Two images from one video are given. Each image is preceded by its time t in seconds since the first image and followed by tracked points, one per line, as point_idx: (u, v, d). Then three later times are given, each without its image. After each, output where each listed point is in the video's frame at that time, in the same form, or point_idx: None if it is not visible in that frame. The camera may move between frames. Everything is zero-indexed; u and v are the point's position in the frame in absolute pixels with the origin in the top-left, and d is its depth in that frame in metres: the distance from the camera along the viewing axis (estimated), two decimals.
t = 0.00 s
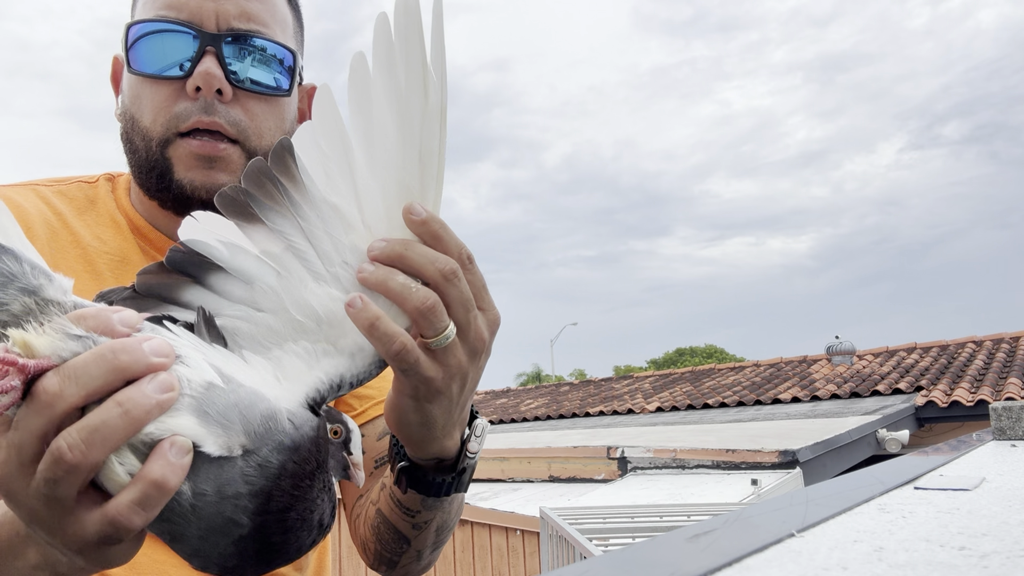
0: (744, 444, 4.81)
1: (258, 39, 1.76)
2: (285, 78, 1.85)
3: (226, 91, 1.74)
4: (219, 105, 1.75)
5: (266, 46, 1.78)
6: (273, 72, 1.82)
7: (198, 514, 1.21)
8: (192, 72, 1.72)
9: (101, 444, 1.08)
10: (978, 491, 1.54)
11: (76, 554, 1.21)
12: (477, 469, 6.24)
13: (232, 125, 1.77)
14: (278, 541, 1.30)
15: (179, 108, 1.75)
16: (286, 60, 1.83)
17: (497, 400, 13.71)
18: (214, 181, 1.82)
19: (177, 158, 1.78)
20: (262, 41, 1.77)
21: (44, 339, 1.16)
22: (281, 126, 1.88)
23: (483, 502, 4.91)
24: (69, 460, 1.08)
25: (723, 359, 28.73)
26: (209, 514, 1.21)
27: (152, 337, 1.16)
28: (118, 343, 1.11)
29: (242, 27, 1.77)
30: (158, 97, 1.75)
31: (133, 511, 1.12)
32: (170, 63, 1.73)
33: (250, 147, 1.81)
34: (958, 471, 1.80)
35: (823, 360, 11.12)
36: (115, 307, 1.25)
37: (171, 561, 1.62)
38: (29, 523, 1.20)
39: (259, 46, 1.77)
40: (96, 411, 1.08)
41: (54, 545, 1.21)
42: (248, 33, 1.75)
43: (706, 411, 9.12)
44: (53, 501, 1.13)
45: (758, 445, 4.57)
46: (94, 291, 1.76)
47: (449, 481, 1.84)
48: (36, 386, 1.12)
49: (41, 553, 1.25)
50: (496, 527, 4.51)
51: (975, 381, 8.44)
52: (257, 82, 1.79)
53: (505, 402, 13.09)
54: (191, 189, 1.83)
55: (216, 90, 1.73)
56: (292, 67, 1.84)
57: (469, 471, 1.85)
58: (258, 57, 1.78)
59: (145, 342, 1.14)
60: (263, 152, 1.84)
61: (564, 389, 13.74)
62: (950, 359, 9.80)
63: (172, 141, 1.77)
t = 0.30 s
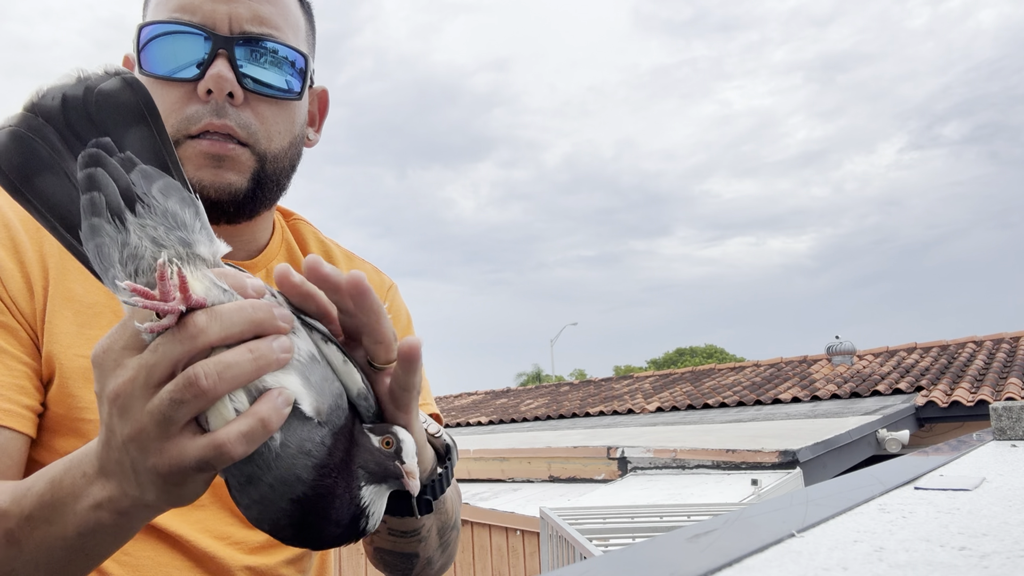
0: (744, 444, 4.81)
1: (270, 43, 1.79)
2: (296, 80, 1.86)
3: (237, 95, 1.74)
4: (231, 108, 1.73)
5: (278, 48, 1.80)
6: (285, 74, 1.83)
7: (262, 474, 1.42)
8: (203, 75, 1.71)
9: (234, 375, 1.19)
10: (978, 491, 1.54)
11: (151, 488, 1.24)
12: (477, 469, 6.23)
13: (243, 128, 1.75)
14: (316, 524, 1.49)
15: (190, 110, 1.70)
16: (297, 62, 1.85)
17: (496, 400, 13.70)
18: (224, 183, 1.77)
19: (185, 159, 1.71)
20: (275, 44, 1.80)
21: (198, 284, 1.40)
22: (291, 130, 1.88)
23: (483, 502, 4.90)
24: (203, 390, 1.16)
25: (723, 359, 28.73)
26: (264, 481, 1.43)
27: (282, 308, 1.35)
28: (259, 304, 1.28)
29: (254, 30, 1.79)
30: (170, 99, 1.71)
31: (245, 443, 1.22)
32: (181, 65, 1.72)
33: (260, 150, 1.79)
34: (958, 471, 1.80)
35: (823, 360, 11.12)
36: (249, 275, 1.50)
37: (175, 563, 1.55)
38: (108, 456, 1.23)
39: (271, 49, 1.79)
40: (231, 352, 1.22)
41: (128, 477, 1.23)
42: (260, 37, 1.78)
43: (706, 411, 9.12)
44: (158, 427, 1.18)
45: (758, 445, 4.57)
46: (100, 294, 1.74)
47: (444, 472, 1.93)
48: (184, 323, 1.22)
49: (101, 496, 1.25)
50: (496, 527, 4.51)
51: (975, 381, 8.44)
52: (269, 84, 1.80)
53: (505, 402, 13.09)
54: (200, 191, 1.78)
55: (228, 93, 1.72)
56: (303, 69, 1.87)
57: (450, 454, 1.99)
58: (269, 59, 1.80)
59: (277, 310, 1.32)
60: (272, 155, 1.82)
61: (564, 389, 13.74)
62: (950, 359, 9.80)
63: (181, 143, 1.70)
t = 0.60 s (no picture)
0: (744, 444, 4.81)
1: (269, 39, 1.79)
2: (298, 78, 1.85)
3: (238, 92, 1.72)
4: (232, 106, 1.71)
5: (278, 46, 1.80)
6: (286, 71, 1.81)
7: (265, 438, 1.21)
8: (203, 74, 1.70)
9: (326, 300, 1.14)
10: (978, 490, 1.54)
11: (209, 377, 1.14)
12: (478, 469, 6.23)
13: (245, 125, 1.72)
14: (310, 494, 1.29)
15: (191, 109, 1.70)
16: (298, 60, 1.84)
17: (496, 399, 13.70)
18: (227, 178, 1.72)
19: (188, 156, 1.69)
20: (274, 41, 1.79)
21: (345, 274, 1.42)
22: (294, 126, 1.85)
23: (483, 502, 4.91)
24: (301, 302, 1.12)
25: (723, 359, 28.73)
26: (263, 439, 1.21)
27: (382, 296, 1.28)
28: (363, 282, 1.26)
29: (252, 27, 1.78)
30: (171, 98, 1.70)
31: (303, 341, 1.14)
32: (181, 63, 1.71)
33: (263, 147, 1.76)
34: (958, 471, 1.80)
35: (823, 360, 11.12)
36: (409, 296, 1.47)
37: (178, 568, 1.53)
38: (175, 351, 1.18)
39: (271, 46, 1.79)
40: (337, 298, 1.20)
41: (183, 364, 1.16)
42: (260, 34, 1.77)
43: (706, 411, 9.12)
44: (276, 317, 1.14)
45: (758, 445, 4.57)
46: (107, 301, 1.65)
47: (472, 491, 1.68)
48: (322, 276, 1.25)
49: (133, 395, 1.16)
50: (496, 527, 4.52)
51: (975, 381, 8.44)
52: (269, 82, 1.77)
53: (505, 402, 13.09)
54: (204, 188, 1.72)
55: (228, 90, 1.70)
56: (303, 66, 1.86)
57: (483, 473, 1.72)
58: (271, 57, 1.78)
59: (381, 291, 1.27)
60: (277, 151, 1.80)
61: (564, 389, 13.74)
62: (950, 359, 9.80)
63: (183, 140, 1.69)
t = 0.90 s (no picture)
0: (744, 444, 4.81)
1: (269, 39, 1.78)
2: (298, 78, 1.83)
3: (236, 92, 1.71)
4: (230, 106, 1.70)
5: (278, 46, 1.79)
6: (286, 72, 1.80)
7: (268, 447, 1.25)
8: (201, 74, 1.70)
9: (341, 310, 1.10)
10: (978, 491, 1.54)
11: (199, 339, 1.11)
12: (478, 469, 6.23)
13: (244, 125, 1.71)
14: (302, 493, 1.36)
15: (190, 109, 1.70)
16: (298, 60, 1.83)
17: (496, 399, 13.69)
18: (227, 178, 1.72)
19: (188, 156, 1.69)
20: (274, 41, 1.78)
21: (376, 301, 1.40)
22: (294, 125, 1.84)
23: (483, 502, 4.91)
24: (312, 305, 1.09)
25: (723, 359, 28.74)
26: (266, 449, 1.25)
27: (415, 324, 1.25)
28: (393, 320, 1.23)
29: (249, 27, 1.77)
30: (170, 99, 1.71)
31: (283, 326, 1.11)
32: (180, 64, 1.71)
33: (263, 146, 1.75)
34: (958, 471, 1.80)
35: (823, 360, 11.12)
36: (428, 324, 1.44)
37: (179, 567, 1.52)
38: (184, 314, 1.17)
39: (271, 46, 1.78)
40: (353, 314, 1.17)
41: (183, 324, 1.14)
42: (259, 34, 1.76)
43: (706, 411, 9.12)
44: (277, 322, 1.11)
45: (758, 446, 4.57)
46: (110, 299, 1.65)
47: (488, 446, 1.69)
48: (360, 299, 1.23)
49: (131, 347, 1.15)
50: (496, 527, 4.52)
51: (975, 381, 8.44)
52: (268, 82, 1.76)
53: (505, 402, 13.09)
54: (203, 188, 1.72)
55: (226, 90, 1.69)
56: (303, 67, 1.84)
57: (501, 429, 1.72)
58: (271, 57, 1.78)
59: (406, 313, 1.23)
60: (276, 150, 1.79)
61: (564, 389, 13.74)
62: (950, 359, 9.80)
63: (183, 140, 1.69)
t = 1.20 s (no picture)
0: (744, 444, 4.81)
1: (262, 39, 1.78)
2: (292, 77, 1.83)
3: (229, 93, 1.72)
4: (224, 107, 1.71)
5: (271, 45, 1.79)
6: (280, 71, 1.80)
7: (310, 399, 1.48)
8: (194, 76, 1.71)
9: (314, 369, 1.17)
10: (977, 491, 1.54)
11: (171, 392, 1.15)
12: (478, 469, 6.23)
13: (238, 126, 1.72)
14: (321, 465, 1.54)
15: (184, 111, 1.70)
16: (292, 59, 1.83)
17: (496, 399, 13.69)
18: (222, 179, 1.72)
19: (183, 158, 1.69)
20: (267, 40, 1.78)
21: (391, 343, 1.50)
22: (289, 124, 1.84)
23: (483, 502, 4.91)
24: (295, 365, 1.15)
25: (723, 359, 28.73)
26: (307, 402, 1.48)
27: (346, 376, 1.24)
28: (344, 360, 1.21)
29: (241, 27, 1.77)
30: (164, 101, 1.71)
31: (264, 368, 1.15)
32: (173, 65, 1.71)
33: (257, 147, 1.76)
34: (958, 471, 1.80)
35: (823, 360, 11.12)
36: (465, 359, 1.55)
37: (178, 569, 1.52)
38: (146, 356, 1.17)
39: (264, 46, 1.78)
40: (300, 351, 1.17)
41: (152, 373, 1.16)
42: (252, 34, 1.77)
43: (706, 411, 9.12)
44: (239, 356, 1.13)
45: (758, 445, 4.57)
46: (106, 300, 1.65)
47: (473, 500, 1.82)
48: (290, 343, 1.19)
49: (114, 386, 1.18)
50: (496, 527, 4.52)
51: (975, 381, 8.43)
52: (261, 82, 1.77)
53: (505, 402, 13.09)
54: (199, 190, 1.72)
55: (219, 92, 1.70)
56: (298, 66, 1.84)
57: (488, 490, 1.83)
58: (264, 56, 1.78)
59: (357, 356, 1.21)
60: (272, 150, 1.79)
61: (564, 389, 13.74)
62: (950, 359, 9.80)
63: (177, 142, 1.69)
